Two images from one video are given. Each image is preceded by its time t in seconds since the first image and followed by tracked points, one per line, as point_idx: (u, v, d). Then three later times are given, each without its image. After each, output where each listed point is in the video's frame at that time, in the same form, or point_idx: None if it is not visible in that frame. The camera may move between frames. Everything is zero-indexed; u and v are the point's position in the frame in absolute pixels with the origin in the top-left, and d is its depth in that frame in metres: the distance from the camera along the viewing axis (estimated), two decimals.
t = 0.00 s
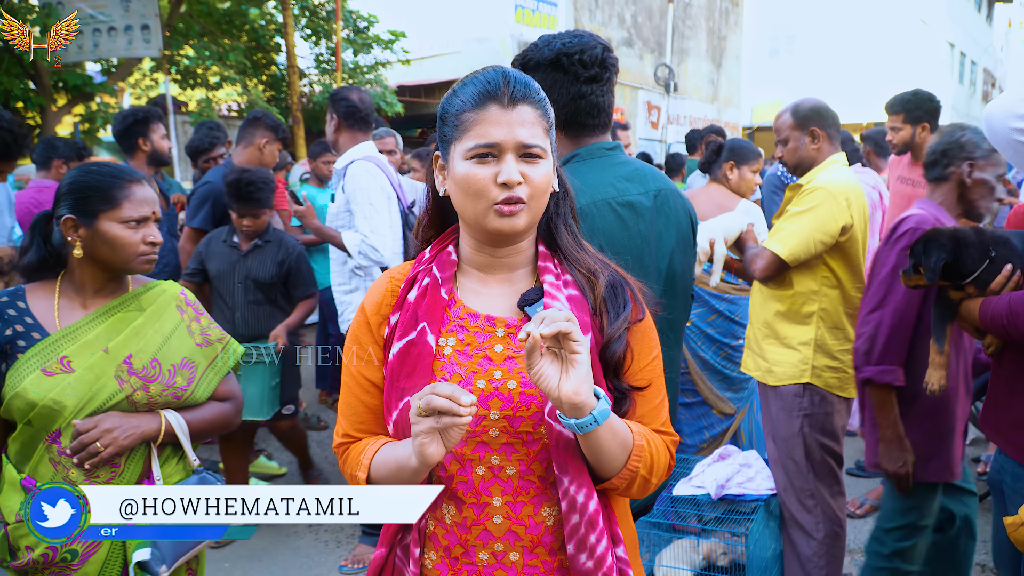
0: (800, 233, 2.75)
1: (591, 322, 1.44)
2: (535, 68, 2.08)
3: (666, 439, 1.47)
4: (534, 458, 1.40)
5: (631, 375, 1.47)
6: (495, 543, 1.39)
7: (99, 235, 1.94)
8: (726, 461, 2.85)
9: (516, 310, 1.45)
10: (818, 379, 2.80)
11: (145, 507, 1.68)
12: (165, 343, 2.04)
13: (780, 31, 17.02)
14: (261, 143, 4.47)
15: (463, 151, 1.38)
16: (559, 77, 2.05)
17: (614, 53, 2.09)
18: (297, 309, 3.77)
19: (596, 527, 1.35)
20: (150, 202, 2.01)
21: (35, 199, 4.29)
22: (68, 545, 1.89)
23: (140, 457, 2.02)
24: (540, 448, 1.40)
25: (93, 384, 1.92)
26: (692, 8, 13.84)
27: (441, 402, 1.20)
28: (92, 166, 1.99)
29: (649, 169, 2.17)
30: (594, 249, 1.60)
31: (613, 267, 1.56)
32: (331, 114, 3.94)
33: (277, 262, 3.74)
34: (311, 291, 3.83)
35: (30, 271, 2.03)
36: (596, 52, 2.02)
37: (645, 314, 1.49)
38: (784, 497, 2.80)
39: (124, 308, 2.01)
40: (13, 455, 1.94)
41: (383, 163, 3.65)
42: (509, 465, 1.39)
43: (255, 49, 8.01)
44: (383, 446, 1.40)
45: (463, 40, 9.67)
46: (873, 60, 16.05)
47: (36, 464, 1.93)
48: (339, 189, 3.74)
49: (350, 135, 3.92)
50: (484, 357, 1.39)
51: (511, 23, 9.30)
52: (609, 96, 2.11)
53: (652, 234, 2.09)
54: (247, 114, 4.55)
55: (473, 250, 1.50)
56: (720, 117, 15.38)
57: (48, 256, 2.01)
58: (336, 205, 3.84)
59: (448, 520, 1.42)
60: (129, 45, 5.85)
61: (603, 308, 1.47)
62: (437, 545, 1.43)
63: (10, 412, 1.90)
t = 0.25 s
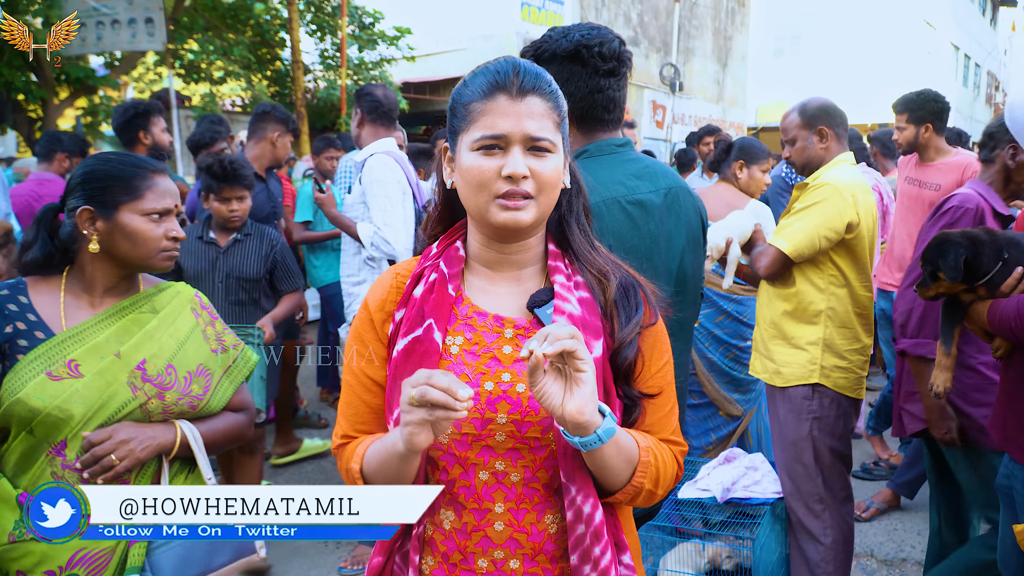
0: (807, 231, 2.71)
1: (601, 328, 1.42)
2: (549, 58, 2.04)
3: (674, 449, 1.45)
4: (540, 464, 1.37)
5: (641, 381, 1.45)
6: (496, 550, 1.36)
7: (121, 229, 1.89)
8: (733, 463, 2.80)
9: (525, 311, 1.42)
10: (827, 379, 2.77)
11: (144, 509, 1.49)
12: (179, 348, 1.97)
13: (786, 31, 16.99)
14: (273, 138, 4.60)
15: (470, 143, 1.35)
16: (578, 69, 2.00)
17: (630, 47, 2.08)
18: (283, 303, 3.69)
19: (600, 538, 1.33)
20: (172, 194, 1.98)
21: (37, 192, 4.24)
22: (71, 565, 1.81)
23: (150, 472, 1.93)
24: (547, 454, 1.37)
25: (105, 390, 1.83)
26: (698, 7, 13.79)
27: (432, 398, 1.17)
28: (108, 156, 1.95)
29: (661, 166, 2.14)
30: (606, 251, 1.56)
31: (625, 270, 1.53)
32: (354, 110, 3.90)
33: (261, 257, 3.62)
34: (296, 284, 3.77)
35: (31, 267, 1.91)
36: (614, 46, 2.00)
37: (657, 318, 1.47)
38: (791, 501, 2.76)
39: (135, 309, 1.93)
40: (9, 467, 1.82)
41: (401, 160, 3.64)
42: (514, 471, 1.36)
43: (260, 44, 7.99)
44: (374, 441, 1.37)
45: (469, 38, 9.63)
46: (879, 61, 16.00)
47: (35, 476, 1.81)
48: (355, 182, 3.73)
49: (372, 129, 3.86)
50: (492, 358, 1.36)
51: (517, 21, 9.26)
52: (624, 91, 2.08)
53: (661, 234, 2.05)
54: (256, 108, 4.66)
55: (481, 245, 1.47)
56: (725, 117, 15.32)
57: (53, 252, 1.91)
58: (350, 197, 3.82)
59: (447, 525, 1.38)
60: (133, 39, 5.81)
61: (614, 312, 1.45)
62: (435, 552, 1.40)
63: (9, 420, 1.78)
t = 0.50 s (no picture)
0: (813, 233, 2.69)
1: (575, 331, 1.38)
2: (559, 50, 2.01)
3: (641, 457, 1.41)
4: (503, 467, 1.33)
5: (612, 390, 1.41)
6: (455, 555, 1.33)
7: (114, 227, 1.73)
8: (732, 469, 2.84)
9: (498, 310, 1.39)
10: (831, 386, 2.74)
11: (146, 507, 1.46)
12: (172, 354, 1.80)
13: (783, 32, 17.00)
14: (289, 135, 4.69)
15: (453, 134, 1.33)
16: (589, 64, 1.98)
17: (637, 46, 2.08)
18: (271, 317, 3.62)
19: (572, 540, 1.31)
20: (167, 190, 1.83)
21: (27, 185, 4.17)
22: None
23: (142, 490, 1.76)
24: (511, 456, 1.33)
25: (95, 404, 1.65)
26: (696, 7, 13.77)
27: (382, 353, 1.13)
28: (98, 146, 1.78)
29: (664, 166, 2.09)
30: (585, 259, 1.53)
31: (605, 277, 1.48)
32: (363, 107, 3.83)
33: (249, 266, 3.57)
34: (282, 301, 3.71)
35: (6, 266, 1.73)
36: (624, 41, 2.00)
37: (633, 332, 1.43)
38: (791, 508, 2.74)
39: (124, 313, 1.76)
40: None
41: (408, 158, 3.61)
42: (475, 473, 1.33)
43: (256, 39, 7.92)
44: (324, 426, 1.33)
45: (466, 35, 9.54)
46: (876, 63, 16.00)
47: (16, 499, 1.61)
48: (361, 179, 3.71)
49: (381, 127, 3.80)
50: (460, 356, 1.32)
51: (515, 18, 9.20)
52: (631, 87, 2.07)
53: (666, 235, 1.98)
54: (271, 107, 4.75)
55: (456, 242, 1.43)
56: (722, 117, 15.30)
57: (34, 252, 1.74)
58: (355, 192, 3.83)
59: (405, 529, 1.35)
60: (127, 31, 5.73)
61: (591, 318, 1.40)
62: (394, 555, 1.37)
63: None
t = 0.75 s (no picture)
0: (832, 246, 2.74)
1: (522, 342, 1.42)
2: (566, 51, 2.02)
3: (584, 474, 1.44)
4: (439, 473, 1.41)
5: (557, 404, 1.44)
6: (389, 558, 1.43)
7: (62, 230, 1.39)
8: (730, 480, 2.90)
9: (449, 315, 1.44)
10: (832, 398, 2.86)
11: (146, 507, 1.41)
12: (134, 369, 1.48)
13: (776, 39, 17.08)
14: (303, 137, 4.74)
15: (410, 135, 1.39)
16: (596, 63, 2.00)
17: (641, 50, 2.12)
18: (257, 327, 3.05)
19: (498, 555, 1.36)
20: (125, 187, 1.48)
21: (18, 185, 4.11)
22: None
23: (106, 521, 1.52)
24: (447, 464, 1.41)
25: (51, 431, 1.38)
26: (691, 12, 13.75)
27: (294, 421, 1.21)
28: (48, 142, 1.43)
29: (669, 170, 2.09)
30: (547, 266, 1.55)
31: (560, 285, 1.52)
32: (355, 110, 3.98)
33: (228, 271, 3.00)
34: (270, 307, 3.15)
35: None
36: (630, 42, 2.04)
37: (583, 343, 1.45)
38: (791, 520, 2.82)
39: (77, 323, 1.44)
40: None
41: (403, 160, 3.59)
42: (412, 476, 1.41)
43: (249, 38, 7.84)
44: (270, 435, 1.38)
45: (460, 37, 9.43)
46: (868, 70, 16.06)
47: None
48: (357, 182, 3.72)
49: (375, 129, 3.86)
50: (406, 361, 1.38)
51: (509, 21, 9.15)
52: (635, 89, 2.10)
53: (672, 241, 1.97)
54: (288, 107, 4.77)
55: (416, 243, 1.48)
56: (715, 122, 15.29)
57: None
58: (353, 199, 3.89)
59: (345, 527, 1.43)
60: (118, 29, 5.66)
61: (540, 327, 1.43)
62: (332, 555, 1.46)
63: None
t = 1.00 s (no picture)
0: (835, 262, 2.74)
1: (481, 354, 1.36)
2: (574, 58, 2.01)
3: (545, 487, 1.38)
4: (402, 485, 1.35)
5: (516, 416, 1.37)
6: (346, 564, 1.35)
7: None
8: (728, 494, 2.87)
9: (412, 328, 1.40)
10: (831, 412, 2.86)
11: (146, 507, 1.33)
12: (60, 379, 1.39)
13: (769, 49, 17.19)
14: (312, 139, 4.68)
15: (373, 148, 1.36)
16: (604, 70, 1.99)
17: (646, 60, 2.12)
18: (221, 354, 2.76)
19: None
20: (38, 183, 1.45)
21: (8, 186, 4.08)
22: None
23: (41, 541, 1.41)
24: (409, 475, 1.35)
25: None
26: (683, 22, 13.84)
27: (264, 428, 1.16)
28: None
29: (676, 181, 2.07)
30: (509, 272, 1.51)
31: (519, 292, 1.46)
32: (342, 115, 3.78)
33: (183, 294, 2.69)
34: (232, 332, 2.85)
35: None
36: (637, 50, 2.03)
37: (542, 348, 1.38)
38: (790, 536, 2.84)
39: None
40: None
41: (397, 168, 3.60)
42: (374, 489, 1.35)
43: (242, 43, 7.81)
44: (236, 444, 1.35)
45: (454, 44, 9.40)
46: (859, 82, 16.15)
47: None
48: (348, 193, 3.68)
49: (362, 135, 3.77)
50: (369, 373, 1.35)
51: (504, 29, 9.14)
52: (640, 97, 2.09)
53: (679, 252, 1.94)
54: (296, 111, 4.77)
55: (381, 255, 1.45)
56: (707, 132, 15.35)
57: None
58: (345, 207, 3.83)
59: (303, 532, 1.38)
60: (110, 32, 5.62)
61: (497, 335, 1.37)
62: (293, 556, 1.41)
63: None
